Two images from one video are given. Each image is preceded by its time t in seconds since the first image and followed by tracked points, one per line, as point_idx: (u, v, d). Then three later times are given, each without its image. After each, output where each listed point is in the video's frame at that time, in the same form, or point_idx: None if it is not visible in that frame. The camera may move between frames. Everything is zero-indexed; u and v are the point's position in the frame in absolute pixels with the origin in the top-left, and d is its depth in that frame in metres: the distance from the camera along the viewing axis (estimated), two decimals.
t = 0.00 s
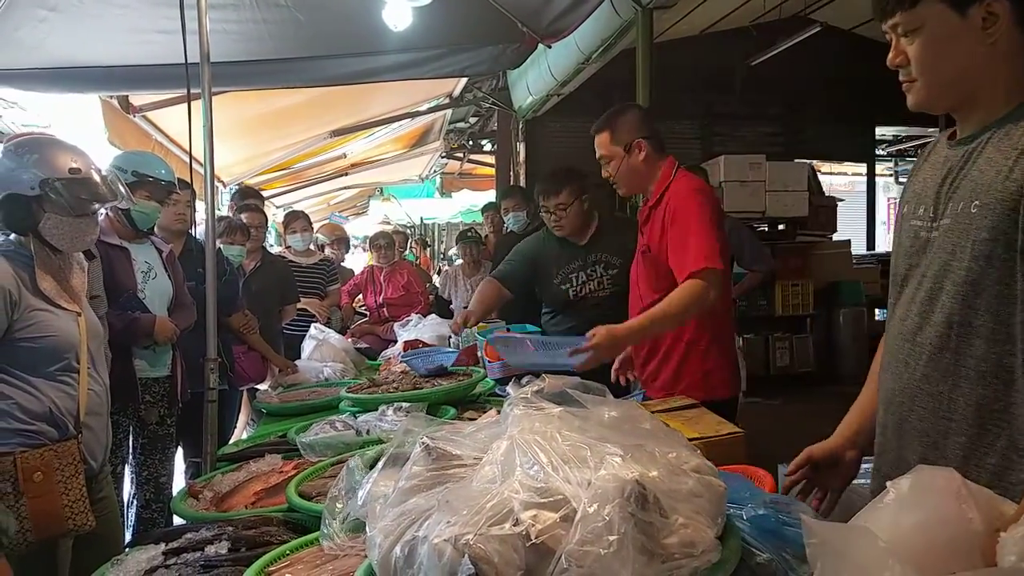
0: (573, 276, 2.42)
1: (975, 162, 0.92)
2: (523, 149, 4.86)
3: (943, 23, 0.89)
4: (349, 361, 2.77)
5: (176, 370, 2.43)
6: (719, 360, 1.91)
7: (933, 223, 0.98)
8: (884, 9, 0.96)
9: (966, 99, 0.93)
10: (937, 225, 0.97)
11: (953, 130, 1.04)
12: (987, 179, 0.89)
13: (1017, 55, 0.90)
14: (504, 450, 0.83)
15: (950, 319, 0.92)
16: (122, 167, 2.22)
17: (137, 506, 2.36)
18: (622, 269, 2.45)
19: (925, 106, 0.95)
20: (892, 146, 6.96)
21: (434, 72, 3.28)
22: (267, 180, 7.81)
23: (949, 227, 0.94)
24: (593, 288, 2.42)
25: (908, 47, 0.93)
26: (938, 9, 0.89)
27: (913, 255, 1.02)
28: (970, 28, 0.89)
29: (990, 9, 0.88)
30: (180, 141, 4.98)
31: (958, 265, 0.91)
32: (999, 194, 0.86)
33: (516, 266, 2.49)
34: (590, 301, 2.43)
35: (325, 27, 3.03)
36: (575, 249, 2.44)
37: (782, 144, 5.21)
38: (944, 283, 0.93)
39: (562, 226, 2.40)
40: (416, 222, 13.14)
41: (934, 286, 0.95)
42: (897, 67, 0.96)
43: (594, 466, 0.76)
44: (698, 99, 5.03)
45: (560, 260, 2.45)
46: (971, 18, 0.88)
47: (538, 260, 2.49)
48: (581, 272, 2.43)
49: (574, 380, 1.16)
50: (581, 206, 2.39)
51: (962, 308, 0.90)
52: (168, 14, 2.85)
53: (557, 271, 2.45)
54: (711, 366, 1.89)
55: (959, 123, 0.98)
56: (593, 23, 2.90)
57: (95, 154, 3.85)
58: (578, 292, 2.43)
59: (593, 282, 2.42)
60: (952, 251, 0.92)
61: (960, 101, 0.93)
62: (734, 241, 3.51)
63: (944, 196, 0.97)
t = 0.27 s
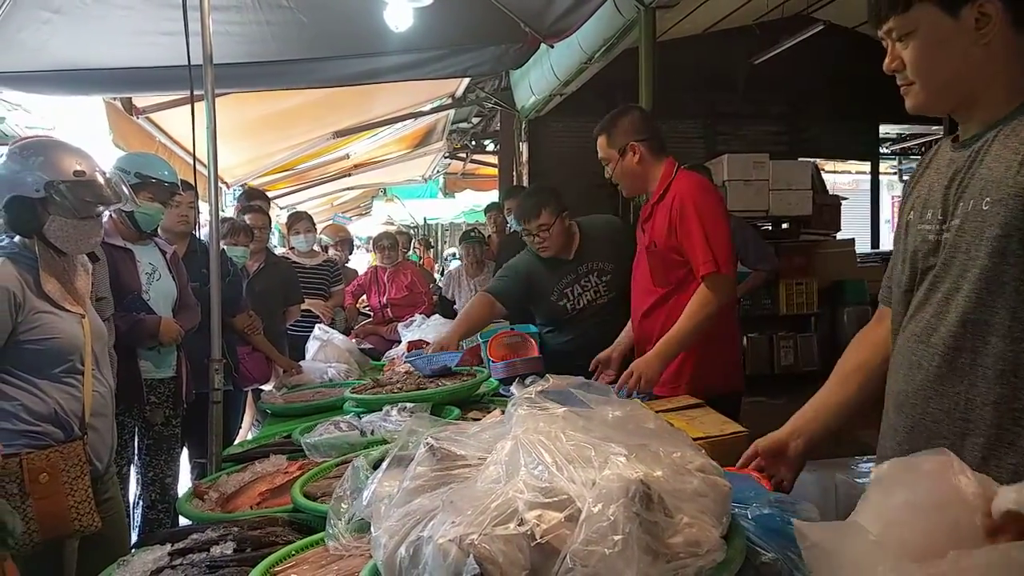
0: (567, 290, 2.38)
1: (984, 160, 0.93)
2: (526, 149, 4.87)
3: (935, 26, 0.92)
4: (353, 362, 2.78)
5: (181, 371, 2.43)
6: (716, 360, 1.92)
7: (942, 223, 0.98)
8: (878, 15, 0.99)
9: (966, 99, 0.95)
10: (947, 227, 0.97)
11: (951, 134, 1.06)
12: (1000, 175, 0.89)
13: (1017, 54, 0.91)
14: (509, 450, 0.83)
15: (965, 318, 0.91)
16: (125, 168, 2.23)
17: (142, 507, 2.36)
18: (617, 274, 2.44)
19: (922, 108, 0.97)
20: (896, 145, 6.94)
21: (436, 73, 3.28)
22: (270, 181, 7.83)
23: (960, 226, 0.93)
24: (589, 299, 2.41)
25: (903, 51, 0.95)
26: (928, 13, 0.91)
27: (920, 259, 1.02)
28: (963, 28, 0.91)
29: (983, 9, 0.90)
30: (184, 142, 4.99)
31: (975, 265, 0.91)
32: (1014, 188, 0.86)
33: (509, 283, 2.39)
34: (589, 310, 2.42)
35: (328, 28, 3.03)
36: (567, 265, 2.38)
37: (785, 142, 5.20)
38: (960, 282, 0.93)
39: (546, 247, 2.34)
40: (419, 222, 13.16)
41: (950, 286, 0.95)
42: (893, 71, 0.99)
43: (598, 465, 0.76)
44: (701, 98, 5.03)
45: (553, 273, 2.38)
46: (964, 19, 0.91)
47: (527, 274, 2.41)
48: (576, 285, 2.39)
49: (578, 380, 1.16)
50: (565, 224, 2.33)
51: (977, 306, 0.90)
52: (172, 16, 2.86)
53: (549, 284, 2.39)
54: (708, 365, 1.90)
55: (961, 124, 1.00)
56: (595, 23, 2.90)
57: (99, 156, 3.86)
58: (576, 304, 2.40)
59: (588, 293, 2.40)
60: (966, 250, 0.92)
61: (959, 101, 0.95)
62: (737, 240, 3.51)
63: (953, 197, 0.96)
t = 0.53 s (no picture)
0: (569, 293, 2.37)
1: (947, 167, 1.04)
2: (531, 148, 4.87)
3: (885, 34, 1.01)
4: (358, 361, 2.78)
5: (187, 370, 2.44)
6: (722, 354, 2.02)
7: (920, 231, 1.08)
8: (831, 27, 1.08)
9: (918, 99, 1.05)
10: (922, 234, 1.08)
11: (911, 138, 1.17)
12: (965, 182, 0.99)
13: (958, 53, 1.01)
14: (515, 449, 0.83)
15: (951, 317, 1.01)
16: (132, 168, 2.24)
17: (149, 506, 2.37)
18: (614, 278, 2.43)
19: (880, 112, 1.07)
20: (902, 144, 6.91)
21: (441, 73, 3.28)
22: (276, 181, 7.85)
23: (935, 232, 1.04)
24: (589, 302, 2.40)
25: (856, 60, 1.05)
26: (876, 20, 1.01)
27: (900, 262, 1.12)
28: (909, 33, 1.01)
29: (924, 15, 1.00)
30: (189, 142, 5.00)
31: (954, 269, 1.01)
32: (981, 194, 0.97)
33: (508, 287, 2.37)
34: (588, 314, 2.42)
35: (333, 28, 3.04)
36: (565, 270, 2.37)
37: (790, 141, 5.18)
38: (943, 288, 1.04)
39: (545, 250, 2.32)
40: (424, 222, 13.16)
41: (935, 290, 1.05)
42: (849, 79, 1.08)
43: (603, 465, 0.76)
44: (706, 97, 5.02)
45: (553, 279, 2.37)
46: (908, 24, 1.00)
47: (528, 279, 2.39)
48: (576, 289, 2.38)
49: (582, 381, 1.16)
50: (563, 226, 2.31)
51: (961, 305, 1.01)
52: (178, 16, 2.87)
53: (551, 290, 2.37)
54: (716, 359, 2.00)
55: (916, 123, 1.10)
56: (600, 22, 2.90)
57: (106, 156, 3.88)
58: (575, 309, 2.40)
59: (588, 297, 2.39)
60: (946, 257, 1.03)
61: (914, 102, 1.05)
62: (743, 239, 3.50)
63: (924, 203, 1.07)
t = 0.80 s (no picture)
0: (569, 292, 2.37)
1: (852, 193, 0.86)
2: (535, 149, 4.86)
3: (788, 56, 0.84)
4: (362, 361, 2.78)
5: (191, 370, 2.45)
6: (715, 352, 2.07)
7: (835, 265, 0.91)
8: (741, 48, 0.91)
9: (829, 121, 0.88)
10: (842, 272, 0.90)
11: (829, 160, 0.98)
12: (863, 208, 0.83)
13: (867, 71, 0.84)
14: (519, 449, 0.82)
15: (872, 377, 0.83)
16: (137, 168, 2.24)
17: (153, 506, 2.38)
18: (615, 277, 2.40)
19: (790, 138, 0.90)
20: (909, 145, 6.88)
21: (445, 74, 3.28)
22: (281, 181, 7.87)
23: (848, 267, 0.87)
24: (590, 301, 2.38)
25: (766, 83, 0.88)
26: (783, 41, 0.83)
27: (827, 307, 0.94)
28: (812, 54, 0.83)
29: (830, 34, 0.82)
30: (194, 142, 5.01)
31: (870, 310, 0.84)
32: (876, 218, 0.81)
33: (509, 285, 2.37)
34: (589, 313, 2.41)
35: (337, 28, 3.04)
36: (566, 266, 2.37)
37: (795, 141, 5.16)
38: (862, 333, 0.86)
39: (546, 245, 2.32)
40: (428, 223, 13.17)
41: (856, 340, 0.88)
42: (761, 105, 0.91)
43: (607, 465, 0.76)
44: (710, 97, 5.01)
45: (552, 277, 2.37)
46: (813, 46, 0.83)
47: (528, 277, 2.39)
48: (576, 287, 2.37)
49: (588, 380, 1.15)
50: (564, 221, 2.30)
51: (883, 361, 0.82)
52: (184, 17, 2.88)
53: (551, 288, 2.37)
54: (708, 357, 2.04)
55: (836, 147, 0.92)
56: (605, 22, 2.89)
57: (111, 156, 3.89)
58: (575, 307, 2.39)
59: (589, 296, 2.38)
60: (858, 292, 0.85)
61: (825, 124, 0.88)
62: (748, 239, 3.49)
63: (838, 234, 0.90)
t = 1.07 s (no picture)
0: (567, 284, 2.38)
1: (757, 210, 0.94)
2: (534, 149, 4.86)
3: (699, 87, 0.93)
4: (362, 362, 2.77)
5: (189, 372, 2.44)
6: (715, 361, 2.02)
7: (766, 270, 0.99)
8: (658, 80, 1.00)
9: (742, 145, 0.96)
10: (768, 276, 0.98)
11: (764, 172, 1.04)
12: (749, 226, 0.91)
13: (770, 99, 0.94)
14: (518, 450, 0.81)
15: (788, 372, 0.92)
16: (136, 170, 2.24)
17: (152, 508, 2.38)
18: (616, 272, 2.39)
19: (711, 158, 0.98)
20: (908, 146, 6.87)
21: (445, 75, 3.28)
22: (281, 181, 7.86)
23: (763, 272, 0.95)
24: (590, 296, 2.38)
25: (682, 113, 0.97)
26: (690, 74, 0.93)
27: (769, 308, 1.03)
28: (718, 84, 0.93)
29: (730, 67, 0.92)
30: (193, 143, 5.01)
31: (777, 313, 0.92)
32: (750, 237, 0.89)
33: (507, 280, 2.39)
34: (589, 307, 2.40)
35: (336, 29, 3.04)
36: (565, 259, 2.38)
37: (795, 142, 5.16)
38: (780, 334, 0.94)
39: (546, 235, 2.34)
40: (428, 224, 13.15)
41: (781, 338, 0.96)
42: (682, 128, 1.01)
43: (607, 464, 0.75)
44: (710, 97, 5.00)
45: (551, 270, 2.39)
46: (716, 77, 0.92)
47: (527, 271, 2.42)
48: (575, 280, 2.38)
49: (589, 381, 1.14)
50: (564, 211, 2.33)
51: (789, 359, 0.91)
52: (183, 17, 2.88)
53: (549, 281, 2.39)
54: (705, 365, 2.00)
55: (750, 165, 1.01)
56: (605, 22, 2.89)
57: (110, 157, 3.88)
58: (575, 301, 2.40)
59: (587, 290, 2.38)
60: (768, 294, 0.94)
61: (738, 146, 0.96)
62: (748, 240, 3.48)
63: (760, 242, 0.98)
